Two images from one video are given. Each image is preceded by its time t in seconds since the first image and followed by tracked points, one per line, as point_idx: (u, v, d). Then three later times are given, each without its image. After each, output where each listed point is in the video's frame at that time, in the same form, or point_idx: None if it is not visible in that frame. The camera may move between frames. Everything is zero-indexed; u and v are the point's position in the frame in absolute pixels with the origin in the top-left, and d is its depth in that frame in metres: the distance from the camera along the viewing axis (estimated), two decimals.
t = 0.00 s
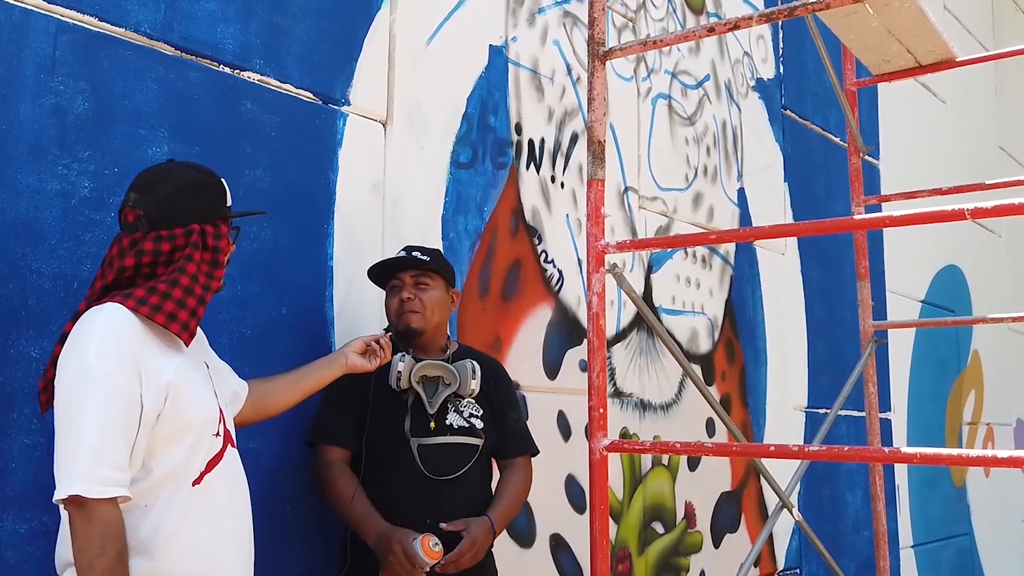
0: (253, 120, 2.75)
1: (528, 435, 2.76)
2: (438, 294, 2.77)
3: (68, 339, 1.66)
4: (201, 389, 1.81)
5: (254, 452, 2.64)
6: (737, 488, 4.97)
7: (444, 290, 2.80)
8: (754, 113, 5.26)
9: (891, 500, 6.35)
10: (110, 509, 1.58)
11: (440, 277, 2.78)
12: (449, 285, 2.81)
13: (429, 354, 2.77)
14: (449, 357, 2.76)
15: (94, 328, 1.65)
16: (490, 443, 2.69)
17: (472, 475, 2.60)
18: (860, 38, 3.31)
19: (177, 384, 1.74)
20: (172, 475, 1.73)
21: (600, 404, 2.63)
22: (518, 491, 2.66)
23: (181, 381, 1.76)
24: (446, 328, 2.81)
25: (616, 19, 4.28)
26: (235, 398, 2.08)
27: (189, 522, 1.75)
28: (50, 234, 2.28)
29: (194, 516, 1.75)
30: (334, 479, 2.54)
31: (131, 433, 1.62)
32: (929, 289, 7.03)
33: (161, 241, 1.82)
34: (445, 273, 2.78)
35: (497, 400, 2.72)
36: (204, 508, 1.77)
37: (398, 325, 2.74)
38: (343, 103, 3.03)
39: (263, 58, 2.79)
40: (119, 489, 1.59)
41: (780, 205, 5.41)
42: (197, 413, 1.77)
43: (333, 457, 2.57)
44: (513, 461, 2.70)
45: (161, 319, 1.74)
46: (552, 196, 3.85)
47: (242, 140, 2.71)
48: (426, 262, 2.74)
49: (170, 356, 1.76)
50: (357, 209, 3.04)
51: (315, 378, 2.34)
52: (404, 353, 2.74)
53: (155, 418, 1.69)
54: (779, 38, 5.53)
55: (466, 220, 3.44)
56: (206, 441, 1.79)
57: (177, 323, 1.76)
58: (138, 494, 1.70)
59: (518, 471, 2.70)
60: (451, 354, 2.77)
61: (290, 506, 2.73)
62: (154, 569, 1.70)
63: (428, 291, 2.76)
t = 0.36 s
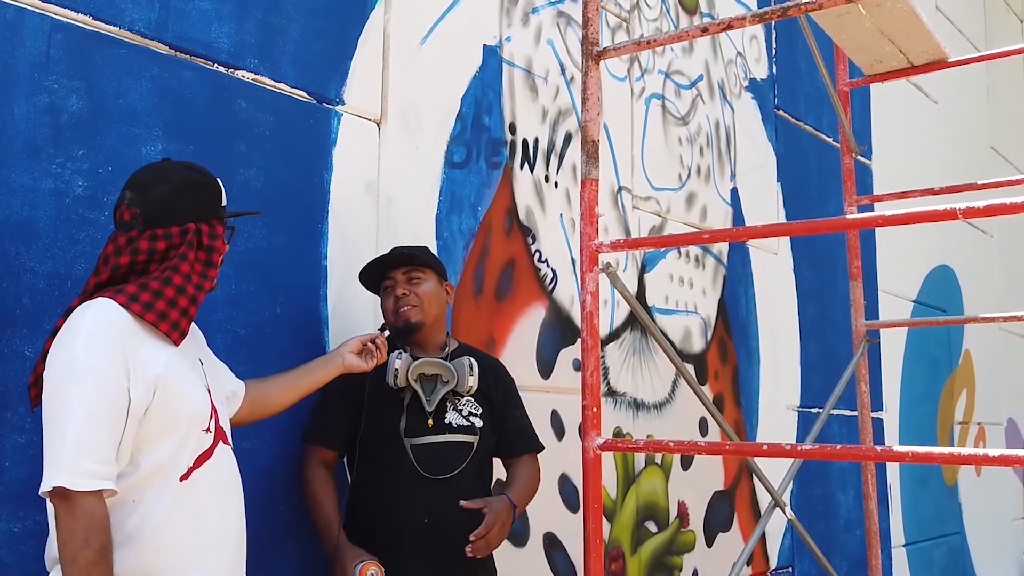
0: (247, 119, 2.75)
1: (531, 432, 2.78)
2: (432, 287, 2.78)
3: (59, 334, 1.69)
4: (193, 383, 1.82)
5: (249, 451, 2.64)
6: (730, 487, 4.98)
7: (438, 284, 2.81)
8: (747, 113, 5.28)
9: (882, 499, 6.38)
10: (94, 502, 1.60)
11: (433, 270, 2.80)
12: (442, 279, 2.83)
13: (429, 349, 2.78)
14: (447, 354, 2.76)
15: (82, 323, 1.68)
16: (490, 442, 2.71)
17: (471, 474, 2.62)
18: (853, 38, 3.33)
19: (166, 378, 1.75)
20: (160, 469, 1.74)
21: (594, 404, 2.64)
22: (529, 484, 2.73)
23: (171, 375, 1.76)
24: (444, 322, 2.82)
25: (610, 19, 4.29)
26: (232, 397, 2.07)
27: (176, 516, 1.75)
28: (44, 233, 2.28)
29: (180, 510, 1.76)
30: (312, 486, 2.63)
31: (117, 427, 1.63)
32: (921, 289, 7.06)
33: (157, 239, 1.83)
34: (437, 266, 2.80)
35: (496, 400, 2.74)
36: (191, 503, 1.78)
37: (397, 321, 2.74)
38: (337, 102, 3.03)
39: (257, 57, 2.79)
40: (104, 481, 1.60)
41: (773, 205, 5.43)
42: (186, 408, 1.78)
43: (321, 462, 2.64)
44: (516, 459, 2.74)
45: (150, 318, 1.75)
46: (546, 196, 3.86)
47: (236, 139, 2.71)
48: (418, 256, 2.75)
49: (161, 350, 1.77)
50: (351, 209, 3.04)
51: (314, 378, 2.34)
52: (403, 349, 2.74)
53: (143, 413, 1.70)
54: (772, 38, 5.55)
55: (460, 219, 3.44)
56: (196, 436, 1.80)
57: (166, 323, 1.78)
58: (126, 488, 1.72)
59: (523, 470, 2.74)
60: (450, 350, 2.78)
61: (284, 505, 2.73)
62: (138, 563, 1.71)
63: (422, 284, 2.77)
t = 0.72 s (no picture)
0: (244, 117, 2.74)
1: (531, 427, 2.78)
2: (428, 291, 2.78)
3: (56, 328, 1.69)
4: (189, 377, 1.82)
5: (246, 449, 2.64)
6: (726, 486, 4.99)
7: (433, 286, 2.81)
8: (742, 113, 5.29)
9: (877, 498, 6.40)
10: (90, 492, 1.60)
11: (427, 273, 2.79)
12: (437, 281, 2.82)
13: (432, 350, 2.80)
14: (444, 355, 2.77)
15: (78, 316, 1.68)
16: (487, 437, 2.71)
17: (466, 466, 2.61)
18: (848, 38, 3.33)
19: (162, 371, 1.75)
20: (157, 461, 1.74)
21: (591, 403, 2.64)
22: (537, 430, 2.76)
23: (167, 368, 1.77)
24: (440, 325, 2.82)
25: (606, 19, 4.30)
26: (233, 399, 2.07)
27: (173, 509, 1.76)
28: (41, 230, 2.27)
29: (177, 503, 1.76)
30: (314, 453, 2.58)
31: (113, 419, 1.64)
32: (915, 288, 7.08)
33: (152, 235, 1.83)
34: (431, 268, 2.79)
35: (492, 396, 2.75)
36: (188, 496, 1.78)
37: (392, 327, 2.76)
38: (335, 100, 3.03)
39: (254, 54, 2.79)
40: (99, 472, 1.61)
41: (768, 204, 5.44)
42: (183, 401, 1.78)
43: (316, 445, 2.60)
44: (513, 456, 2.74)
45: (146, 312, 1.76)
46: (542, 195, 3.86)
47: (233, 137, 2.71)
48: (409, 261, 2.73)
49: (158, 343, 1.77)
50: (348, 207, 3.04)
51: (313, 379, 2.34)
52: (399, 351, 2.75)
53: (138, 405, 1.70)
54: (767, 38, 5.56)
55: (457, 218, 3.45)
56: (192, 429, 1.80)
57: (162, 317, 1.78)
58: (122, 481, 1.72)
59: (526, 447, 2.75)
60: (446, 350, 2.80)
61: (282, 503, 2.73)
62: (133, 555, 1.71)
63: (416, 289, 2.77)
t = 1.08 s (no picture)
0: (239, 116, 2.74)
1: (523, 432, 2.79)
2: (426, 287, 2.79)
3: (51, 329, 1.69)
4: (184, 377, 1.82)
5: (241, 449, 2.63)
6: (721, 486, 5.00)
7: (432, 283, 2.82)
8: (738, 113, 5.30)
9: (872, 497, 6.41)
10: (83, 492, 1.60)
11: (426, 270, 2.81)
12: (435, 279, 2.84)
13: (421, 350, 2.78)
14: (441, 354, 2.77)
15: (72, 317, 1.68)
16: (482, 439, 2.71)
17: (462, 469, 2.61)
18: (844, 38, 3.34)
19: (156, 371, 1.75)
20: (151, 461, 1.74)
21: (587, 402, 2.64)
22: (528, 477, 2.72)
23: (161, 368, 1.77)
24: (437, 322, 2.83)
25: (602, 19, 4.30)
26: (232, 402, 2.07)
27: (166, 510, 1.75)
28: (36, 230, 2.27)
29: (170, 503, 1.76)
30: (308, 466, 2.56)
31: (106, 418, 1.64)
32: (910, 289, 7.10)
33: (147, 235, 1.83)
34: (430, 265, 2.81)
35: (488, 398, 2.75)
36: (181, 496, 1.78)
37: (389, 321, 2.76)
38: (331, 100, 3.03)
39: (250, 54, 2.79)
40: (92, 471, 1.60)
41: (764, 204, 5.45)
42: (178, 401, 1.78)
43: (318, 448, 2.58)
44: (507, 458, 2.74)
45: (142, 310, 1.76)
46: (538, 195, 3.86)
47: (229, 137, 2.71)
48: (411, 256, 2.76)
49: (153, 343, 1.77)
50: (344, 207, 3.04)
51: (313, 380, 2.34)
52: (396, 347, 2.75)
53: (132, 405, 1.70)
54: (763, 38, 5.57)
55: (453, 218, 3.44)
56: (187, 430, 1.80)
57: (159, 315, 1.78)
58: (115, 481, 1.72)
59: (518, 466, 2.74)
60: (444, 349, 2.78)
61: (277, 503, 2.73)
62: (126, 556, 1.71)
63: (415, 283, 2.78)
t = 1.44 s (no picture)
0: (233, 114, 2.73)
1: (516, 434, 2.80)
2: (426, 286, 2.78)
3: (43, 330, 1.68)
4: (177, 377, 1.81)
5: (235, 449, 2.62)
6: (716, 485, 5.00)
7: (433, 283, 2.81)
8: (733, 113, 5.30)
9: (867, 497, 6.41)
10: (76, 493, 1.59)
11: (428, 269, 2.79)
12: (436, 279, 2.83)
13: (414, 349, 2.78)
14: (439, 353, 2.77)
15: (65, 317, 1.67)
16: (477, 439, 2.70)
17: (459, 470, 2.61)
18: (839, 37, 3.34)
19: (150, 371, 1.74)
20: (144, 462, 1.73)
21: (581, 401, 2.64)
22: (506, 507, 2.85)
23: (154, 368, 1.76)
24: (435, 321, 2.82)
25: (598, 18, 4.30)
26: (224, 403, 2.07)
27: (158, 510, 1.74)
28: (28, 228, 2.26)
29: (163, 505, 1.75)
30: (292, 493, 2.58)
31: (100, 419, 1.63)
32: (905, 288, 7.10)
33: (139, 234, 1.81)
34: (432, 264, 2.79)
35: (485, 399, 2.74)
36: (174, 497, 1.77)
37: (387, 317, 2.75)
38: (325, 98, 3.02)
39: (243, 52, 2.78)
40: (85, 472, 1.60)
41: (759, 204, 5.45)
42: (171, 402, 1.77)
43: (309, 453, 2.60)
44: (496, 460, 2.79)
45: (136, 306, 1.74)
46: (533, 194, 3.85)
47: (222, 135, 2.70)
48: (413, 254, 2.75)
49: (146, 344, 1.76)
50: (338, 206, 3.03)
51: (305, 380, 2.34)
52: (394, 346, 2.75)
53: (126, 405, 1.70)
54: (758, 38, 5.57)
55: (448, 217, 3.44)
56: (180, 431, 1.79)
57: (152, 311, 1.77)
58: (107, 482, 1.71)
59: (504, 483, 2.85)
60: (441, 350, 2.78)
61: (271, 502, 2.72)
62: (119, 558, 1.70)
63: (416, 282, 2.77)
